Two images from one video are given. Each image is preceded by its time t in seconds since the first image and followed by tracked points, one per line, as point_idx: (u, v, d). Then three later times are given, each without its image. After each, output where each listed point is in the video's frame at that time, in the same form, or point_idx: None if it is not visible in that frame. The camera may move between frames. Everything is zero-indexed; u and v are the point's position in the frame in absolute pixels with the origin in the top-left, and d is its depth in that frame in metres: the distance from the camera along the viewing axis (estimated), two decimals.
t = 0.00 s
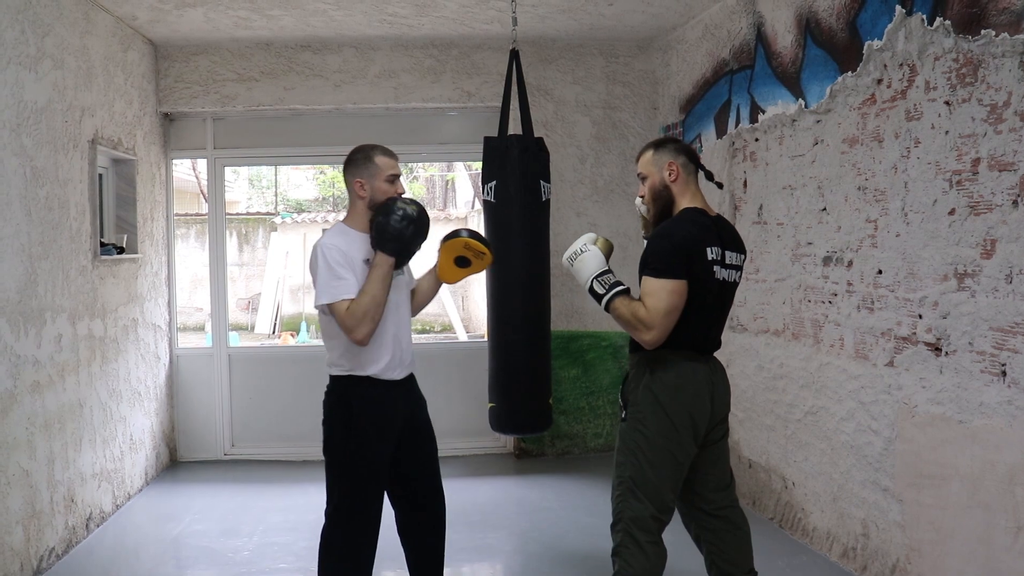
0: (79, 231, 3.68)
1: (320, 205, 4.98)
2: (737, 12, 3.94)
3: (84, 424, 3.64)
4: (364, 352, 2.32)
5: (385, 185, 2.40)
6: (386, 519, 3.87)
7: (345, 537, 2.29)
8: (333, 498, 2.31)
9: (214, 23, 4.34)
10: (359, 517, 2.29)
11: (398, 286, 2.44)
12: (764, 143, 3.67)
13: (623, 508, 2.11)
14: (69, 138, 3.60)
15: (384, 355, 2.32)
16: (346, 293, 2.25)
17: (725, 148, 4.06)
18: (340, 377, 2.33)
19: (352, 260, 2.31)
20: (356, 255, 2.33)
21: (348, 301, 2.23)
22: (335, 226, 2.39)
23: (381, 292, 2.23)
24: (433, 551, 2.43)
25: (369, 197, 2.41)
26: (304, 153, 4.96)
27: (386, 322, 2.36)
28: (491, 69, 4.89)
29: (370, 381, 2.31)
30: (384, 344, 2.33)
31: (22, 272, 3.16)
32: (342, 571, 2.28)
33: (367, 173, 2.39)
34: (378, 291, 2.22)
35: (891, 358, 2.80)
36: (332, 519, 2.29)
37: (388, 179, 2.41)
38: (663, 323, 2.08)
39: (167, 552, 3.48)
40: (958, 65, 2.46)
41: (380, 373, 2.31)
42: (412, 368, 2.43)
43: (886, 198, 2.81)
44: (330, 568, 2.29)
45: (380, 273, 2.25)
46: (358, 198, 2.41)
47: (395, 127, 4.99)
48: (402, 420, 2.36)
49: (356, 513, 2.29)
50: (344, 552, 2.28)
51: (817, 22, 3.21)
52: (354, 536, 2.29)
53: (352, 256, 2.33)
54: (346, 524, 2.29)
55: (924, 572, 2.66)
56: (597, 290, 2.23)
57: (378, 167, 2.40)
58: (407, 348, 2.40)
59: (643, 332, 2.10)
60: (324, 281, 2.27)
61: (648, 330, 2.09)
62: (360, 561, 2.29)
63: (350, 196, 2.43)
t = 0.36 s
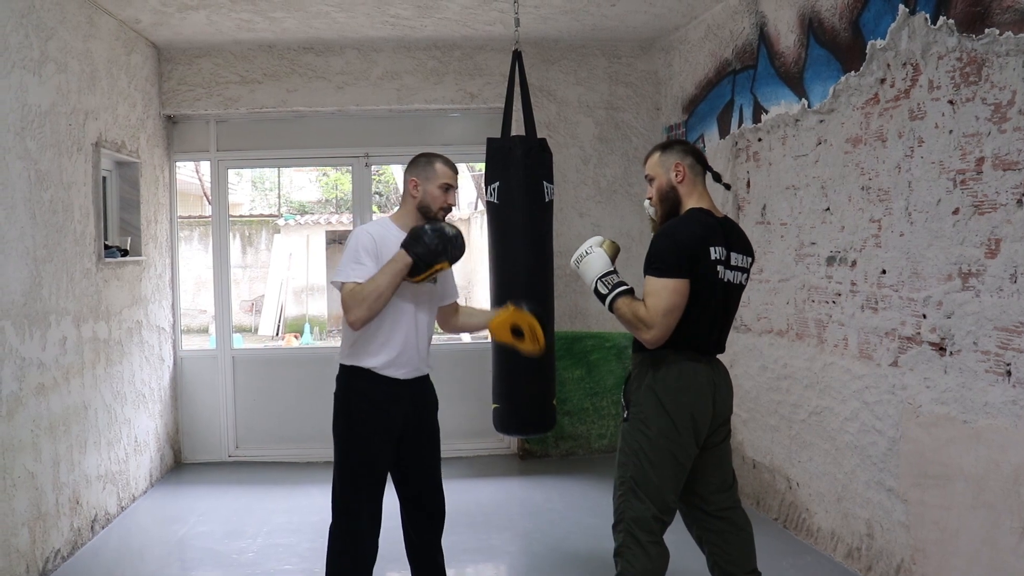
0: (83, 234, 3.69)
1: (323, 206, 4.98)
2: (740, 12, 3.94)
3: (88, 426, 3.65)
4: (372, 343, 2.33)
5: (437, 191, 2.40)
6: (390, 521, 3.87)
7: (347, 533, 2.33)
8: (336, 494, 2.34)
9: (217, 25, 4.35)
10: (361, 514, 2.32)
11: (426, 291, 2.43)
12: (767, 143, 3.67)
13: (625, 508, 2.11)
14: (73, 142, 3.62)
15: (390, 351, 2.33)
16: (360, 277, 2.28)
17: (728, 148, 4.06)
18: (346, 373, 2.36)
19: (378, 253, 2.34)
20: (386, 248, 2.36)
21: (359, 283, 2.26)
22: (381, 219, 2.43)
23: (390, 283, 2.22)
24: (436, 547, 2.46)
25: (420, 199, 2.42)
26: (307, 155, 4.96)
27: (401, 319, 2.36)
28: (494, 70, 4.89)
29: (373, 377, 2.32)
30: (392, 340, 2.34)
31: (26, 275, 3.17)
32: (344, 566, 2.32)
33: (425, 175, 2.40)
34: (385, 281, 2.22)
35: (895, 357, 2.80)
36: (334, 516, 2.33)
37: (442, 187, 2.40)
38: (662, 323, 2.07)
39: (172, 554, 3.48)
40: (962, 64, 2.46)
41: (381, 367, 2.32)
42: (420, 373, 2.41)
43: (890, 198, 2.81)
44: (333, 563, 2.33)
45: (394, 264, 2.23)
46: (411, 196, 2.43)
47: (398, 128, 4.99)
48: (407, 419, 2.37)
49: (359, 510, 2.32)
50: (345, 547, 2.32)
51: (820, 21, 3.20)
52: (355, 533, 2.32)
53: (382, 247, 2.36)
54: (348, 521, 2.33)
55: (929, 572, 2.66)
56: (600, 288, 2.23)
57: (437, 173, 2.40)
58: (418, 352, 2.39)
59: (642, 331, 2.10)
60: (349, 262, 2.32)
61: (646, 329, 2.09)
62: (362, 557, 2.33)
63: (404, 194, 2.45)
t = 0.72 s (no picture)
0: (89, 235, 3.70)
1: (327, 207, 4.99)
2: (744, 12, 3.94)
3: (95, 426, 3.66)
4: (375, 338, 2.36)
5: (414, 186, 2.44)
6: (395, 522, 3.87)
7: (350, 532, 2.35)
8: (340, 493, 2.37)
9: (222, 26, 4.36)
10: (363, 514, 2.35)
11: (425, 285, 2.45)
12: (772, 143, 3.66)
13: (632, 509, 2.11)
14: (79, 143, 3.63)
15: (393, 346, 2.35)
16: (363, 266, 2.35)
17: (733, 148, 4.05)
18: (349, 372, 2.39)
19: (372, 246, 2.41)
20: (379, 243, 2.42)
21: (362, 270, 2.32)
22: (369, 221, 2.49)
23: (390, 259, 2.28)
24: (442, 552, 2.46)
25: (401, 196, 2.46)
26: (312, 156, 4.97)
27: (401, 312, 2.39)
28: (498, 71, 4.89)
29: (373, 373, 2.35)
30: (395, 335, 2.36)
31: (33, 276, 3.18)
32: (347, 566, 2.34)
33: (401, 173, 2.45)
34: (386, 257, 2.28)
35: (901, 358, 2.79)
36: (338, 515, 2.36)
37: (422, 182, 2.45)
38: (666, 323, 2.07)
39: (177, 554, 3.49)
40: (968, 64, 2.45)
41: (385, 362, 2.34)
42: (427, 367, 2.42)
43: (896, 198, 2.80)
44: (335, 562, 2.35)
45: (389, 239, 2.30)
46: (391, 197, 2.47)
47: (403, 129, 5.00)
48: (411, 421, 2.38)
49: (361, 509, 2.35)
50: (347, 546, 2.34)
51: (825, 22, 3.20)
52: (358, 532, 2.34)
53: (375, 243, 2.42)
54: (351, 521, 2.35)
55: (935, 574, 2.65)
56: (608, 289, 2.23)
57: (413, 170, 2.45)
58: (422, 346, 2.40)
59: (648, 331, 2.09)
60: (343, 260, 2.40)
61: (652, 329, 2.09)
62: (365, 557, 2.35)
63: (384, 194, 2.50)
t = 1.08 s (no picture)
0: (92, 235, 3.71)
1: (330, 208, 5.00)
2: (747, 10, 3.93)
3: (98, 427, 3.67)
4: (358, 342, 2.38)
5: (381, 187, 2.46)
6: (398, 521, 3.88)
7: (346, 533, 2.34)
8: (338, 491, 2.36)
9: (224, 27, 4.36)
10: (359, 514, 2.35)
11: (402, 285, 2.48)
12: (775, 142, 3.66)
13: (635, 507, 2.11)
14: (81, 144, 3.63)
15: (377, 347, 2.37)
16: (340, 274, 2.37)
17: (736, 147, 4.05)
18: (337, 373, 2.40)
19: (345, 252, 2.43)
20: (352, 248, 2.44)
21: (341, 276, 2.34)
22: (339, 227, 2.51)
23: (367, 262, 2.31)
24: (445, 549, 2.44)
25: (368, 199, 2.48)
26: (315, 156, 4.97)
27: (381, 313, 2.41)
28: (501, 70, 4.89)
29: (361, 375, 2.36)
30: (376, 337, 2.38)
31: (36, 276, 3.19)
32: (344, 567, 2.33)
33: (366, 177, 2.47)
34: (364, 260, 2.31)
35: (904, 357, 2.79)
36: (333, 517, 2.35)
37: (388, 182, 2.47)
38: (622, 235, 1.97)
39: (182, 555, 3.50)
40: (971, 62, 2.44)
41: (371, 365, 2.36)
42: (411, 365, 2.44)
43: (899, 196, 2.80)
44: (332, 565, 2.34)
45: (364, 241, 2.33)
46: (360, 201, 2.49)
47: (406, 129, 5.00)
48: (407, 416, 2.39)
49: (357, 510, 2.35)
50: (346, 544, 2.33)
51: (828, 20, 3.19)
52: (354, 533, 2.34)
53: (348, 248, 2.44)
54: (347, 522, 2.34)
55: (940, 572, 2.64)
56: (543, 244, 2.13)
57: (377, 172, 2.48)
58: (404, 345, 2.43)
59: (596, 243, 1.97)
60: (317, 268, 2.41)
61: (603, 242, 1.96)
62: (364, 555, 2.35)
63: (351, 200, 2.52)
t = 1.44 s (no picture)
0: (86, 229, 3.69)
1: (326, 201, 4.99)
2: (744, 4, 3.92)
3: (93, 421, 3.66)
4: (373, 335, 2.38)
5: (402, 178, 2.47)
6: (394, 515, 3.88)
7: (347, 534, 2.34)
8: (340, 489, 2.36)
9: (219, 19, 4.34)
10: (360, 512, 2.34)
11: (415, 278, 2.48)
12: (772, 137, 3.65)
13: (630, 501, 2.11)
14: (75, 137, 3.61)
15: (391, 341, 2.38)
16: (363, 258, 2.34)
17: (733, 142, 4.05)
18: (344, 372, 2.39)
19: (367, 238, 2.41)
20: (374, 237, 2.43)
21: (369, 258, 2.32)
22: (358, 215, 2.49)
23: (397, 250, 2.31)
24: (446, 545, 2.46)
25: (388, 189, 2.48)
26: (311, 150, 4.96)
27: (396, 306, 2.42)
28: (497, 64, 4.88)
29: (375, 370, 2.36)
30: (390, 330, 2.38)
31: (29, 270, 3.17)
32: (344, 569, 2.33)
33: (388, 166, 2.47)
34: (399, 246, 2.32)
35: (900, 352, 2.79)
36: (336, 517, 2.35)
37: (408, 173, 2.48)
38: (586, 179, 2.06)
39: (177, 549, 3.49)
40: (968, 57, 2.44)
41: (383, 357, 2.36)
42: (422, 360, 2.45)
43: (895, 191, 2.80)
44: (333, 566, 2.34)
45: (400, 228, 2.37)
46: (379, 189, 2.48)
47: (402, 122, 4.99)
48: (409, 415, 2.38)
49: (359, 510, 2.34)
50: (347, 541, 2.33)
51: (825, 14, 3.18)
52: (355, 535, 2.34)
53: (370, 237, 2.43)
54: (349, 522, 2.34)
55: (934, 567, 2.65)
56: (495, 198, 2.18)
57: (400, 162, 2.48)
58: (416, 340, 2.43)
59: (564, 191, 2.05)
60: (338, 251, 2.38)
61: (572, 189, 2.05)
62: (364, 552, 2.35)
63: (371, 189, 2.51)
